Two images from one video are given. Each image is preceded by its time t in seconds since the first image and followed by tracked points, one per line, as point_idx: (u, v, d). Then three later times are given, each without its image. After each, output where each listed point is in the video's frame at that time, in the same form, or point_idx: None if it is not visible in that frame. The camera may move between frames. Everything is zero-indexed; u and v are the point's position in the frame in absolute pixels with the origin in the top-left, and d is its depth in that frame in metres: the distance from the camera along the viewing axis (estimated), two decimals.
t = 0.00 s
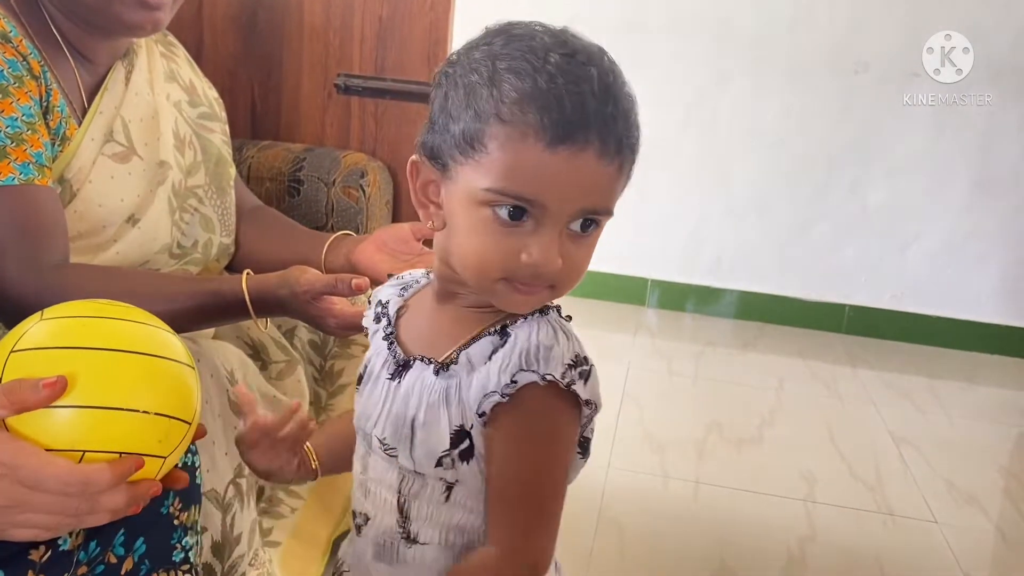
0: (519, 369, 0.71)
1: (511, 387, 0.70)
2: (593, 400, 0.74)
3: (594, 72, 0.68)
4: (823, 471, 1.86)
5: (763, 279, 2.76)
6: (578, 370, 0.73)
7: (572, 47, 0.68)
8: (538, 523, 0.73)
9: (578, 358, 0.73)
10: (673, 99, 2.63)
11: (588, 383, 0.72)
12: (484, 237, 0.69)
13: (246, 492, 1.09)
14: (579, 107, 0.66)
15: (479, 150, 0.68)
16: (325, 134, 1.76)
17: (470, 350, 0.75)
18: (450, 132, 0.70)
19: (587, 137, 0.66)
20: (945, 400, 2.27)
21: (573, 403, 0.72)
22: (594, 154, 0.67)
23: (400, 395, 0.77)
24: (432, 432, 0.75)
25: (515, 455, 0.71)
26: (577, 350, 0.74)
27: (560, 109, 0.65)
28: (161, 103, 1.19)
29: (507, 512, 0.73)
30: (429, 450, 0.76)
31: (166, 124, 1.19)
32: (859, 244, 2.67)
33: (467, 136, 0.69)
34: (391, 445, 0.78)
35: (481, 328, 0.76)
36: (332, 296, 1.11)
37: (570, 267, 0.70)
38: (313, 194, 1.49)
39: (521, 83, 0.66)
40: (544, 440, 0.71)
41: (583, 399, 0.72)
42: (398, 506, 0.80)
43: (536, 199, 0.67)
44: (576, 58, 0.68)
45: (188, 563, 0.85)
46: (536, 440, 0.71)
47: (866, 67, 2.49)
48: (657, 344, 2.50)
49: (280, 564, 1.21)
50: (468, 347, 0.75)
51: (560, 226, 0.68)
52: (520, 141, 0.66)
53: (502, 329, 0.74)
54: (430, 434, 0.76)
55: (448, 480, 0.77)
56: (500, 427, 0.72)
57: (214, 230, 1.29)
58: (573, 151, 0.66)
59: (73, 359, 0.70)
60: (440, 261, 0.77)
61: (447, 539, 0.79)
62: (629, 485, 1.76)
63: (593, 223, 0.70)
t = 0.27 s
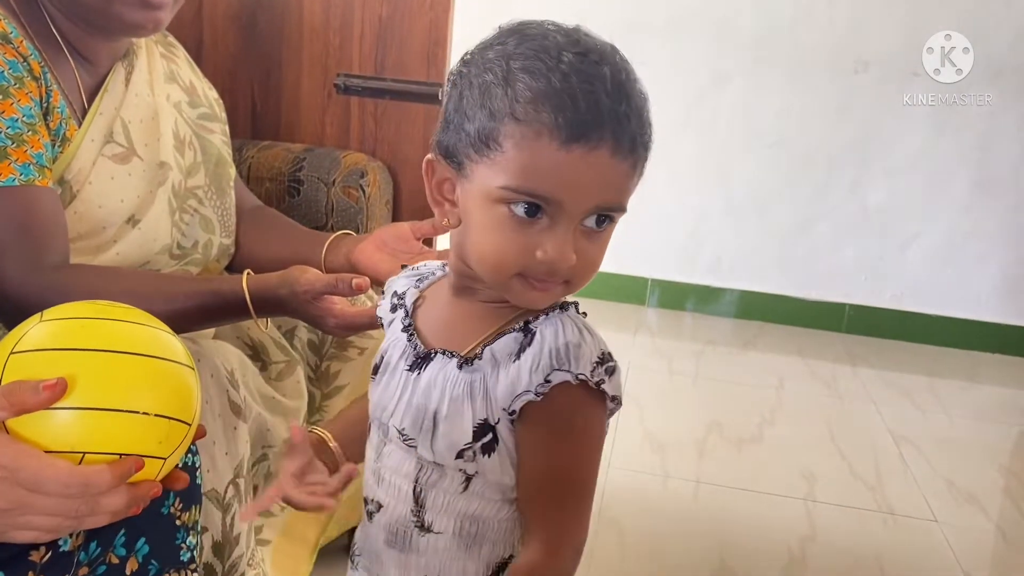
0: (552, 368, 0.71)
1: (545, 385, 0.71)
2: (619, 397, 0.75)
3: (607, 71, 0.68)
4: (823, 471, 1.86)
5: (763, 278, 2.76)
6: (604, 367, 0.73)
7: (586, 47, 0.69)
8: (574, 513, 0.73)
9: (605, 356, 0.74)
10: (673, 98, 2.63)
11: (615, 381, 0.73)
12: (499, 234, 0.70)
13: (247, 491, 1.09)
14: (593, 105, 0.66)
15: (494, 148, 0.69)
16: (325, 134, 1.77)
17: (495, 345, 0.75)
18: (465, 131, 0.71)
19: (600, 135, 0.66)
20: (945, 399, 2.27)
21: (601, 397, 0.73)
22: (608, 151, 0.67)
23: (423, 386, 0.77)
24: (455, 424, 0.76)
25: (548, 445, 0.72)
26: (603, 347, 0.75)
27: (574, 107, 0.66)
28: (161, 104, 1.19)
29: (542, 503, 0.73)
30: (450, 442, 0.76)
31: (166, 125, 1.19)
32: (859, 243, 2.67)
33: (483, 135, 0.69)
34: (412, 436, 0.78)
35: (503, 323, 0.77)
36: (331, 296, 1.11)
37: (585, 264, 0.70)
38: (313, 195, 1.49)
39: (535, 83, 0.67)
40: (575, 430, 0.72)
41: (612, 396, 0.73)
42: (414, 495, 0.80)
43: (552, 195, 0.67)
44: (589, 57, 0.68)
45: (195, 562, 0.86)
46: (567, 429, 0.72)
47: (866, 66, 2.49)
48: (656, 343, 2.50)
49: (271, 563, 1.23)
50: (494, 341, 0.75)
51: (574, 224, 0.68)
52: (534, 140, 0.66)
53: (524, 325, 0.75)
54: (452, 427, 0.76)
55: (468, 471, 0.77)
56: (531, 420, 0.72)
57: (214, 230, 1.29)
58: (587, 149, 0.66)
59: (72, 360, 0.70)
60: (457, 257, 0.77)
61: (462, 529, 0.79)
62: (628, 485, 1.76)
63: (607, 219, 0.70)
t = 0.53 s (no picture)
0: (566, 363, 0.71)
1: (560, 378, 0.71)
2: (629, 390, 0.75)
3: (609, 67, 0.68)
4: (823, 470, 1.86)
5: (764, 278, 2.75)
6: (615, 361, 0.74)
7: (588, 43, 0.68)
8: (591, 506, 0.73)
9: (615, 350, 0.74)
10: (673, 98, 2.63)
11: (625, 374, 0.74)
12: (503, 231, 0.70)
13: (247, 491, 1.09)
14: (594, 102, 0.66)
15: (497, 146, 0.69)
16: (325, 134, 1.77)
17: (504, 337, 0.75)
18: (468, 130, 0.71)
19: (602, 130, 0.66)
20: (945, 398, 2.27)
21: (612, 389, 0.73)
22: (610, 147, 0.67)
23: (432, 376, 0.77)
24: (463, 416, 0.75)
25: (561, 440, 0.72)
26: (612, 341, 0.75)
27: (575, 104, 0.66)
28: (160, 104, 1.19)
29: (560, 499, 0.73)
30: (457, 434, 0.76)
31: (166, 125, 1.19)
32: (859, 242, 2.67)
33: (485, 133, 0.69)
34: (420, 427, 0.78)
35: (511, 317, 0.77)
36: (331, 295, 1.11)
37: (588, 260, 0.70)
38: (312, 195, 1.49)
39: (537, 80, 0.67)
40: (587, 423, 0.72)
41: (622, 389, 0.73)
42: (418, 485, 0.80)
43: (555, 192, 0.67)
44: (591, 53, 0.68)
45: (199, 561, 0.86)
46: (579, 423, 0.71)
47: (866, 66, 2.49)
48: (656, 342, 2.50)
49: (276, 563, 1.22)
50: (505, 333, 0.75)
51: (576, 220, 0.68)
52: (535, 137, 0.66)
53: (533, 319, 0.75)
54: (459, 418, 0.76)
55: (473, 463, 0.77)
56: (544, 415, 0.72)
57: (214, 231, 1.29)
58: (589, 146, 0.66)
59: (72, 363, 0.70)
60: (463, 253, 0.78)
61: (464, 520, 0.79)
62: (629, 485, 1.76)
63: (611, 215, 0.70)
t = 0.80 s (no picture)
0: (567, 357, 0.71)
1: (560, 372, 0.71)
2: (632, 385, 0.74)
3: (595, 62, 0.67)
4: (824, 469, 1.86)
5: (764, 277, 2.75)
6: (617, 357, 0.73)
7: (574, 40, 0.68)
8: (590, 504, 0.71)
9: (617, 347, 0.74)
10: (672, 97, 2.63)
11: (627, 369, 0.73)
12: (493, 230, 0.70)
13: (245, 492, 1.09)
14: (575, 99, 0.66)
15: (485, 147, 0.69)
16: (325, 134, 1.77)
17: (506, 334, 0.75)
18: (457, 132, 0.72)
19: (586, 126, 0.66)
20: (946, 398, 2.27)
21: (613, 386, 0.72)
22: (595, 143, 0.66)
23: (435, 374, 0.78)
24: (468, 413, 0.75)
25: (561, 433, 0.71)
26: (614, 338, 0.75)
27: (556, 102, 0.66)
28: (160, 105, 1.19)
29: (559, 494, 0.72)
30: (462, 430, 0.76)
31: (166, 125, 1.19)
32: (859, 242, 2.67)
33: (473, 135, 0.70)
34: (425, 426, 0.78)
35: (513, 314, 0.77)
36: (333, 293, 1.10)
37: (581, 257, 0.70)
38: (313, 195, 1.49)
39: (520, 80, 0.67)
40: (589, 418, 0.71)
41: (623, 384, 0.73)
42: (424, 483, 0.80)
43: (541, 191, 0.67)
44: (576, 50, 0.67)
45: (198, 562, 0.85)
46: (580, 416, 0.71)
47: (866, 65, 2.49)
48: (656, 342, 2.50)
49: (270, 564, 1.24)
50: (506, 329, 0.75)
51: (567, 217, 0.68)
52: (519, 137, 0.67)
53: (535, 315, 0.75)
54: (464, 415, 0.76)
55: (478, 460, 0.77)
56: (543, 408, 0.72)
57: (214, 231, 1.29)
58: (572, 143, 0.66)
59: (73, 366, 0.70)
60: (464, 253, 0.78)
61: (472, 518, 0.79)
62: (629, 485, 1.76)
63: (604, 211, 0.70)
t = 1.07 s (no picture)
0: (562, 358, 0.71)
1: (554, 374, 0.71)
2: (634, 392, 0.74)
3: (550, 53, 0.68)
4: (824, 470, 1.86)
5: (764, 277, 2.75)
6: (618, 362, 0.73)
7: (534, 34, 0.69)
8: (588, 505, 0.72)
9: (619, 352, 0.74)
10: (672, 97, 2.63)
11: (629, 375, 0.73)
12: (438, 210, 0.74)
13: (247, 493, 1.09)
14: (500, 82, 0.67)
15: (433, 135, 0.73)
16: (325, 135, 1.76)
17: (509, 334, 0.75)
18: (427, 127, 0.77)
19: (520, 111, 0.67)
20: (946, 398, 2.27)
21: (614, 391, 0.72)
22: (533, 129, 0.67)
23: (444, 369, 0.78)
24: (470, 410, 0.76)
25: (561, 435, 0.71)
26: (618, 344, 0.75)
27: (480, 85, 0.68)
28: (160, 106, 1.19)
29: (557, 493, 0.72)
30: (465, 428, 0.76)
31: (166, 126, 1.19)
32: (859, 241, 2.67)
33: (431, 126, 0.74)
34: (431, 422, 0.78)
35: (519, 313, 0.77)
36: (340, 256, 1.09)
37: (505, 235, 0.70)
38: (313, 196, 1.49)
39: (462, 70, 0.70)
40: (590, 421, 0.71)
41: (623, 389, 0.72)
42: (430, 480, 0.80)
43: (457, 165, 0.70)
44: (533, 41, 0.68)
45: (192, 564, 0.85)
46: (581, 419, 0.71)
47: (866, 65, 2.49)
48: (656, 342, 2.50)
49: (286, 565, 1.24)
50: (509, 329, 0.76)
51: (486, 190, 0.69)
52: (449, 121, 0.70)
53: (538, 316, 0.75)
54: (466, 413, 0.76)
55: (481, 458, 0.77)
56: (543, 415, 0.72)
57: (214, 232, 1.28)
58: (483, 119, 0.67)
59: (74, 371, 0.70)
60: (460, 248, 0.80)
61: (475, 517, 0.79)
62: (629, 485, 1.76)
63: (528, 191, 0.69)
